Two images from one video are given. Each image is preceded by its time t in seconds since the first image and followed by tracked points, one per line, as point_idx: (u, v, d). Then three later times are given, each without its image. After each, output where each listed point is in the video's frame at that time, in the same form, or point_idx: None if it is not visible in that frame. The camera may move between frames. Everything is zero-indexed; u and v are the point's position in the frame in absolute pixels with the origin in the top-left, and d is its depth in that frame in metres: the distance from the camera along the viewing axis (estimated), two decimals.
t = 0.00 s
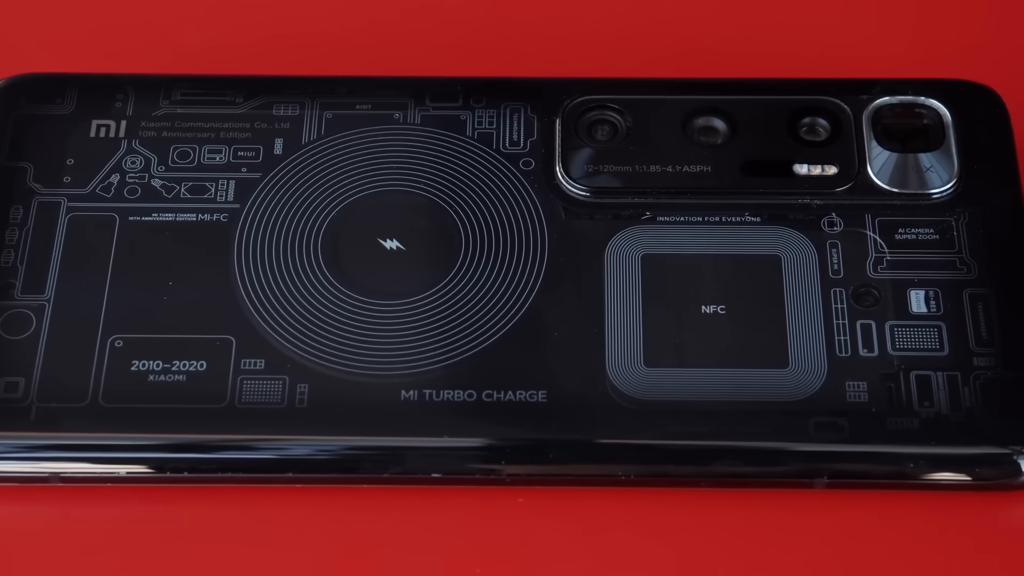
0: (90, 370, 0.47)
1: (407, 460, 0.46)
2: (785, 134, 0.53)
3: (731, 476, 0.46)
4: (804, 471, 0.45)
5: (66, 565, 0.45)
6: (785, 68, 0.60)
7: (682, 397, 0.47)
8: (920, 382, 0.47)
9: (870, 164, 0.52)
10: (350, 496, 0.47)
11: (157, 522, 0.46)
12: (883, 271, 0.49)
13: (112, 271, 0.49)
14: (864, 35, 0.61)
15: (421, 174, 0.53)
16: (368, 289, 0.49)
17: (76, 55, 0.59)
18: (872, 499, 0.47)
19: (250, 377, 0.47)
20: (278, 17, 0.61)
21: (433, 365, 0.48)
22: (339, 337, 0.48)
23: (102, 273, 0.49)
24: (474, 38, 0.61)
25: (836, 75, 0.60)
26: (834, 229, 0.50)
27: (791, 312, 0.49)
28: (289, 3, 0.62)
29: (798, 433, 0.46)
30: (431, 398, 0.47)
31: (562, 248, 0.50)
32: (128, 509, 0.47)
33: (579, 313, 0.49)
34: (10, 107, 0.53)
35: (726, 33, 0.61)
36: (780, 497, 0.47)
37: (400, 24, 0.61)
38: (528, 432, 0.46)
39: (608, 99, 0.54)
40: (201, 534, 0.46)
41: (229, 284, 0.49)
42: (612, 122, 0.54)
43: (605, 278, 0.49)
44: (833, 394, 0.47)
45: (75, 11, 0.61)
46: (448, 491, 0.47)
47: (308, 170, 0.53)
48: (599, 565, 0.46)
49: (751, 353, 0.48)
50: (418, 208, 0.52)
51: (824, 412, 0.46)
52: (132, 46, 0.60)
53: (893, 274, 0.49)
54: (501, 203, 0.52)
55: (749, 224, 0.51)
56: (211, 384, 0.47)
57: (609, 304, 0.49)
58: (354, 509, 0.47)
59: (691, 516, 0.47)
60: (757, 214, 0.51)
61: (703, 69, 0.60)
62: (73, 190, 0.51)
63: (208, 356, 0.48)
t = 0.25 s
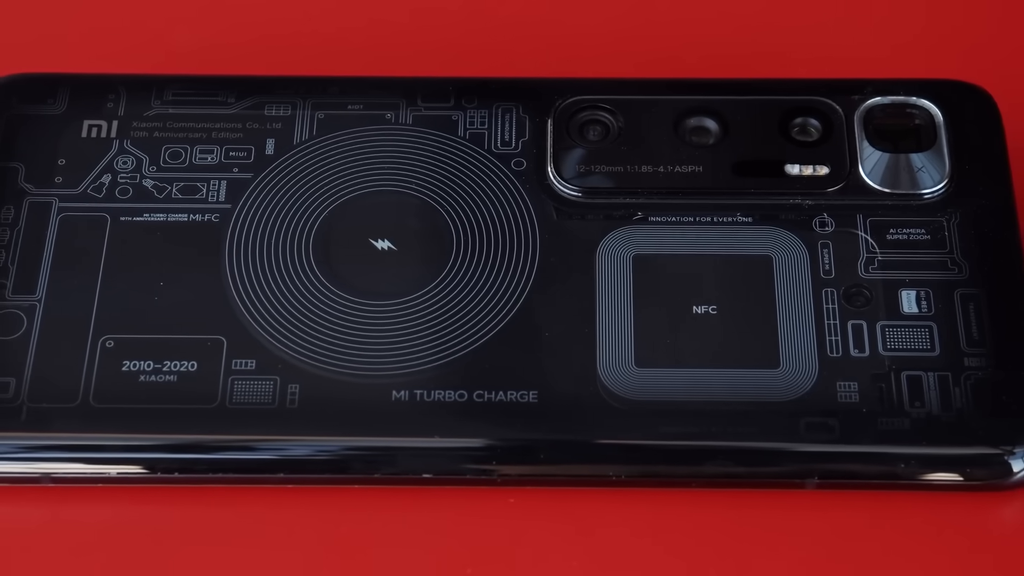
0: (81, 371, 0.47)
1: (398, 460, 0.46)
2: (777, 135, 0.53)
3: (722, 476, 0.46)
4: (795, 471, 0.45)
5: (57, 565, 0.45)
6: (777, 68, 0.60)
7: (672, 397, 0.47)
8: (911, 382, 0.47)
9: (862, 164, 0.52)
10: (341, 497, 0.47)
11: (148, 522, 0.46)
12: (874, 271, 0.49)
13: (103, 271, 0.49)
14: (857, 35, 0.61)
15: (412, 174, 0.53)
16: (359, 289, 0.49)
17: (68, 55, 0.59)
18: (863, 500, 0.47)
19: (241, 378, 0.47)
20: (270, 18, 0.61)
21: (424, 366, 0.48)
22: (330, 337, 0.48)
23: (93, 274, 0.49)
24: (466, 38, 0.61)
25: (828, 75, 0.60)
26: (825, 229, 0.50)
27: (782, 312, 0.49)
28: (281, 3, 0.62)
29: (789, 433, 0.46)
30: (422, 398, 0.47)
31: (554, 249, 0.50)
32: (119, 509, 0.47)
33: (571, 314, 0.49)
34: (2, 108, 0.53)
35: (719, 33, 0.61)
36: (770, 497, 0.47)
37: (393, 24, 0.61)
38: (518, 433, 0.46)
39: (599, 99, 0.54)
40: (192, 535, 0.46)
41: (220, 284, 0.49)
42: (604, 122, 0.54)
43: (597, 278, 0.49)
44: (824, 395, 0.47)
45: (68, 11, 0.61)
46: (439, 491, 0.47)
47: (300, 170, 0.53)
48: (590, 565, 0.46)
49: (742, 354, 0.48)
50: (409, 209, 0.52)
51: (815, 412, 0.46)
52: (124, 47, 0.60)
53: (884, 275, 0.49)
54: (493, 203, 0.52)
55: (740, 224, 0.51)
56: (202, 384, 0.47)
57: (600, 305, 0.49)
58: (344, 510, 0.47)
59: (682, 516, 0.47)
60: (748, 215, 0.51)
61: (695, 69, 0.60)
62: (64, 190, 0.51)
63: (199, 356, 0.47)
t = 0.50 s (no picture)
0: (73, 371, 0.47)
1: (390, 461, 0.46)
2: (769, 135, 0.53)
3: (714, 476, 0.46)
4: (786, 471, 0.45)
5: (48, 565, 0.45)
6: (770, 68, 0.60)
7: (664, 397, 0.47)
8: (903, 383, 0.47)
9: (854, 164, 0.52)
10: (333, 497, 0.47)
11: (140, 523, 0.46)
12: (867, 271, 0.49)
13: (95, 272, 0.49)
14: (850, 35, 0.61)
15: (405, 174, 0.53)
16: (352, 290, 0.49)
17: (61, 55, 0.59)
18: (855, 500, 0.47)
19: (233, 378, 0.47)
20: (264, 18, 0.61)
21: (416, 366, 0.48)
22: (322, 337, 0.48)
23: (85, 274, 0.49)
24: (460, 38, 0.61)
25: (821, 75, 0.60)
26: (818, 229, 0.50)
27: (774, 312, 0.49)
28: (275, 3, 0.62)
29: (781, 433, 0.46)
30: (414, 398, 0.47)
31: (546, 248, 0.50)
32: (111, 509, 0.47)
33: (563, 314, 0.49)
34: None
35: (712, 33, 0.61)
36: (762, 497, 0.47)
37: (386, 24, 0.61)
38: (510, 433, 0.46)
39: (592, 99, 0.54)
40: (184, 535, 0.46)
41: (213, 284, 0.49)
42: (597, 122, 0.54)
43: (589, 279, 0.49)
44: (817, 395, 0.47)
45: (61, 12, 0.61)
46: (432, 492, 0.47)
47: (293, 170, 0.53)
48: (582, 566, 0.46)
49: (734, 353, 0.48)
50: (402, 209, 0.52)
51: (807, 412, 0.46)
52: (117, 47, 0.60)
53: (877, 275, 0.49)
54: (486, 203, 0.52)
55: (733, 224, 0.51)
56: (194, 384, 0.47)
57: (593, 305, 0.49)
58: (337, 510, 0.47)
59: (674, 516, 0.47)
60: (741, 215, 0.51)
61: (688, 69, 0.60)
62: (57, 190, 0.51)
63: (191, 356, 0.47)
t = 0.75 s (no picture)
0: (64, 371, 0.47)
1: (380, 461, 0.46)
2: (761, 135, 0.53)
3: (704, 476, 0.46)
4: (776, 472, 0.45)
5: (38, 565, 0.45)
6: (762, 69, 0.60)
7: (655, 397, 0.47)
8: (894, 383, 0.47)
9: (845, 164, 0.52)
10: (324, 498, 0.47)
11: (130, 523, 0.46)
12: (857, 271, 0.49)
13: (86, 272, 0.49)
14: (842, 36, 0.61)
15: (396, 175, 0.53)
16: (342, 290, 0.49)
17: (53, 55, 0.59)
18: (846, 500, 0.47)
19: (223, 378, 0.47)
20: (256, 18, 0.61)
21: (406, 366, 0.48)
22: (313, 338, 0.48)
23: (76, 275, 0.49)
24: (452, 38, 0.61)
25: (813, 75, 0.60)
26: (809, 229, 0.50)
27: (764, 312, 0.49)
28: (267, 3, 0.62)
29: (772, 433, 0.46)
30: (404, 399, 0.47)
31: (537, 249, 0.50)
32: (102, 509, 0.47)
33: (554, 314, 0.49)
34: None
35: (704, 34, 0.61)
36: (753, 498, 0.47)
37: (378, 24, 0.61)
38: (500, 433, 0.46)
39: (584, 99, 0.54)
40: (174, 535, 0.46)
41: (203, 284, 0.49)
42: (588, 122, 0.54)
43: (580, 279, 0.49)
44: (807, 395, 0.47)
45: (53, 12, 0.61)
46: (422, 492, 0.47)
47: (284, 170, 0.53)
48: (572, 566, 0.46)
49: (725, 354, 0.48)
50: (393, 209, 0.52)
51: (797, 412, 0.46)
52: (110, 47, 0.60)
53: (868, 275, 0.49)
54: (477, 203, 0.52)
55: (724, 225, 0.51)
56: (185, 384, 0.47)
57: (583, 305, 0.49)
58: (327, 511, 0.47)
59: (664, 517, 0.47)
60: (732, 215, 0.51)
61: (680, 70, 0.60)
62: (48, 190, 0.51)
63: (181, 357, 0.47)
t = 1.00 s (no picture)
0: (55, 372, 0.47)
1: (372, 461, 0.46)
2: (753, 135, 0.53)
3: (695, 476, 0.46)
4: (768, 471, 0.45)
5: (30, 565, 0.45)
6: (756, 69, 0.60)
7: (647, 397, 0.47)
8: (886, 383, 0.47)
9: (838, 164, 0.52)
10: (316, 498, 0.47)
11: (122, 523, 0.46)
12: (850, 272, 0.49)
13: (78, 272, 0.49)
14: (835, 36, 0.61)
15: (389, 175, 0.53)
16: (335, 290, 0.49)
17: (46, 56, 0.59)
18: (838, 500, 0.47)
19: (215, 378, 0.47)
20: (250, 18, 0.61)
21: (399, 365, 0.48)
22: (305, 338, 0.48)
23: (67, 275, 0.49)
24: (446, 39, 0.61)
25: (806, 75, 0.60)
26: (801, 229, 0.50)
27: (756, 312, 0.49)
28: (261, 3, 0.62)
29: (763, 433, 0.46)
30: (397, 399, 0.47)
31: (529, 249, 0.50)
32: (93, 510, 0.47)
33: (546, 314, 0.49)
34: None
35: (698, 34, 0.61)
36: (745, 498, 0.47)
37: (372, 25, 0.61)
38: (492, 433, 0.46)
39: (577, 99, 0.54)
40: (165, 535, 0.46)
41: (195, 285, 0.49)
42: (581, 122, 0.54)
43: (572, 279, 0.49)
44: (799, 395, 0.47)
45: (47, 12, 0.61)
46: (414, 492, 0.47)
47: (277, 170, 0.53)
48: (564, 566, 0.46)
49: (717, 354, 0.48)
50: (385, 209, 0.52)
51: (789, 412, 0.46)
52: (103, 47, 0.60)
53: (860, 275, 0.49)
54: (470, 204, 0.52)
55: (716, 225, 0.51)
56: (177, 385, 0.47)
57: (576, 306, 0.49)
58: (319, 511, 0.47)
59: (657, 517, 0.47)
60: (724, 215, 0.51)
61: (674, 70, 0.60)
62: (40, 191, 0.51)
63: (173, 357, 0.47)
